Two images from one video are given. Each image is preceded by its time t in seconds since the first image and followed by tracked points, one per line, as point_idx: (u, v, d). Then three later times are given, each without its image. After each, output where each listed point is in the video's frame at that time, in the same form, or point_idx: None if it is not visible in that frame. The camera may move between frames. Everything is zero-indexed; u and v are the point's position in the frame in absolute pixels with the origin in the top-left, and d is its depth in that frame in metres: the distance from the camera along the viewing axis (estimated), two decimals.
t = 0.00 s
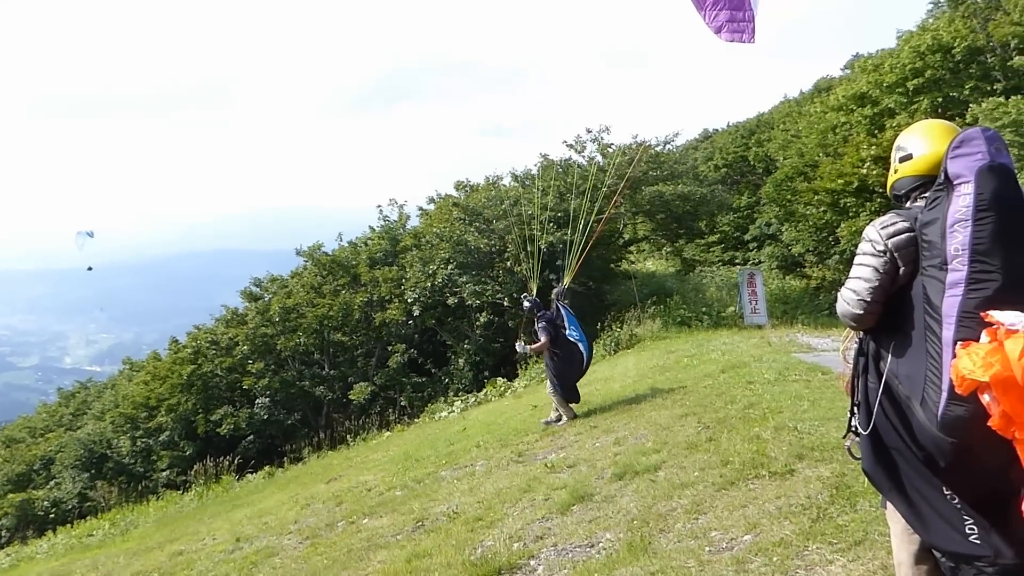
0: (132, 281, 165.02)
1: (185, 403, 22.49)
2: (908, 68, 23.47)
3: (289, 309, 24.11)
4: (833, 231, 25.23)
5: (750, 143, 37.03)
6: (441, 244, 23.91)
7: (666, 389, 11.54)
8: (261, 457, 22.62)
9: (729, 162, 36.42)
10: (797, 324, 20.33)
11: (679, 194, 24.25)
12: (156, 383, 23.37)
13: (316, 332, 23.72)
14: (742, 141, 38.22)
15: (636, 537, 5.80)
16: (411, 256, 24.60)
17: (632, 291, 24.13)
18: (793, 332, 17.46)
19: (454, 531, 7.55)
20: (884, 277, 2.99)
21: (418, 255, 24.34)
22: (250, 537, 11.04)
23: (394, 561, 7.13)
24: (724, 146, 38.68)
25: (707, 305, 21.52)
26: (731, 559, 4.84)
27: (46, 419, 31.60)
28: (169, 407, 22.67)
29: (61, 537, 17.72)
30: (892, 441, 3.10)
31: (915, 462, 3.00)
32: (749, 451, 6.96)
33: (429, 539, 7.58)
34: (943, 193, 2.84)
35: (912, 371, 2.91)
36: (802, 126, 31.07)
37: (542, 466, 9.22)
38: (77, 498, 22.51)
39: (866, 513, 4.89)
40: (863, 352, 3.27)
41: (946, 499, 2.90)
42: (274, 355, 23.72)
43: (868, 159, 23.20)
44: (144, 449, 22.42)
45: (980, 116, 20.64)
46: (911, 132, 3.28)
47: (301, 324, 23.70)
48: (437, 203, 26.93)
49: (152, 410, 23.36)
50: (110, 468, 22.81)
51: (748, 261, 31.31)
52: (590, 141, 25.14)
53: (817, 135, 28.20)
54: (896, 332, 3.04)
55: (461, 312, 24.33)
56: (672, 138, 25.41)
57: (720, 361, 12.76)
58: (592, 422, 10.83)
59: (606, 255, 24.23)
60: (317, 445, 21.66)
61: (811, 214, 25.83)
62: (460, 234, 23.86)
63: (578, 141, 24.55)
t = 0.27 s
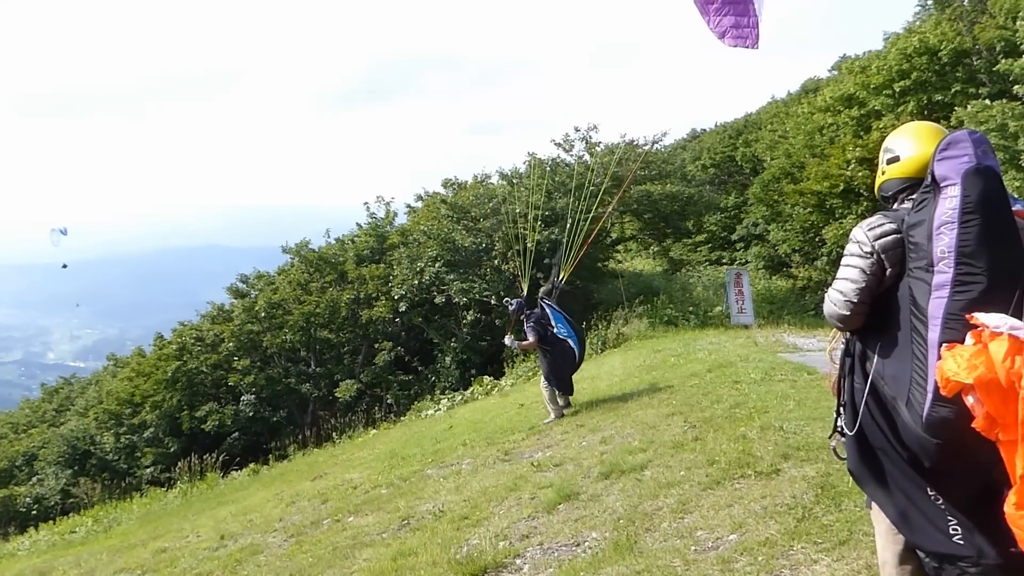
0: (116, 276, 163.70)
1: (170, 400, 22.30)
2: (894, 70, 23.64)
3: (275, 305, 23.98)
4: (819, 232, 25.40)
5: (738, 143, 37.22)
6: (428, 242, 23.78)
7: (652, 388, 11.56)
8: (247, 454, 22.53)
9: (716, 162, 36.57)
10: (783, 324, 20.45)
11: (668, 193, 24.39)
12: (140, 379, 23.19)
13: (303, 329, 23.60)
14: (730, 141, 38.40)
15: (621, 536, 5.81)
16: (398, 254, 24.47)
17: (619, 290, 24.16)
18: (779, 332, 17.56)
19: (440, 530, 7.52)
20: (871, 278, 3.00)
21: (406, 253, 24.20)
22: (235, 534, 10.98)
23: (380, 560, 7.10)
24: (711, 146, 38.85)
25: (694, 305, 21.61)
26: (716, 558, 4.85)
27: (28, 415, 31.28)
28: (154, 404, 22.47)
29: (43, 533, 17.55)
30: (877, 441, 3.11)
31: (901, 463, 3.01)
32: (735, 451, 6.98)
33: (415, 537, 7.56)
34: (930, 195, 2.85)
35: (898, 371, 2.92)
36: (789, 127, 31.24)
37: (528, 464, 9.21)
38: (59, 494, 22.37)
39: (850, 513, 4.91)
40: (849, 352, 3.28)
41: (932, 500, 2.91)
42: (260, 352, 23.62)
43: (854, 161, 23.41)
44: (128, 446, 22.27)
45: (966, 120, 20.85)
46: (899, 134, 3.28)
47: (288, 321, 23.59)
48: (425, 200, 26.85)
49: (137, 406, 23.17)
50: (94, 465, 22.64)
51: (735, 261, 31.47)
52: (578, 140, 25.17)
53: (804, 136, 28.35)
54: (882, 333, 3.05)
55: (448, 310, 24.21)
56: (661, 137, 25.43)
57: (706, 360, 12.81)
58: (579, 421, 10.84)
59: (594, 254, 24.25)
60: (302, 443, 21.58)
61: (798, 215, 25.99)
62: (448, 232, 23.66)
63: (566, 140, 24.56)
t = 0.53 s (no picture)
0: (106, 272, 162.81)
1: (160, 397, 22.25)
2: (887, 71, 23.73)
3: (267, 302, 23.91)
4: (811, 233, 25.51)
5: (731, 143, 37.34)
6: (421, 240, 23.73)
7: (644, 388, 11.58)
8: (237, 451, 22.48)
9: (709, 161, 36.66)
10: (774, 324, 20.54)
11: (660, 193, 24.52)
12: (130, 376, 23.06)
13: (295, 326, 23.54)
14: (723, 141, 38.52)
15: (613, 535, 5.81)
16: (390, 252, 24.39)
17: (611, 289, 24.19)
18: (771, 332, 17.62)
19: (432, 528, 7.52)
20: (862, 279, 3.00)
21: (398, 251, 24.14)
22: (225, 532, 10.93)
23: (371, 558, 7.09)
24: (704, 146, 38.96)
25: (686, 304, 21.67)
26: (707, 557, 4.86)
27: (17, 411, 31.09)
28: (144, 401, 22.36)
29: (33, 531, 17.45)
30: (867, 442, 3.11)
31: (891, 463, 3.01)
32: (726, 450, 7.00)
33: (407, 535, 7.55)
34: (921, 196, 2.85)
35: (889, 372, 2.93)
36: (781, 127, 31.35)
37: (520, 463, 9.22)
38: (49, 491, 22.24)
39: (841, 513, 4.92)
40: (840, 352, 3.28)
41: (921, 500, 2.92)
42: (252, 349, 23.56)
43: (845, 162, 23.56)
44: (118, 443, 22.19)
45: (956, 122, 20.96)
46: (890, 134, 3.29)
47: (280, 318, 23.52)
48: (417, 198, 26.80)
49: (127, 403, 23.05)
50: (83, 462, 22.52)
51: (727, 261, 31.57)
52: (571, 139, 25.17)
53: (796, 137, 28.44)
54: (872, 334, 3.06)
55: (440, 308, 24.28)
56: (654, 136, 25.44)
57: (698, 360, 12.85)
58: (570, 420, 10.86)
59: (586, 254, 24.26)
60: (294, 441, 21.54)
61: (790, 215, 26.08)
62: (440, 231, 23.55)
63: (559, 139, 24.56)
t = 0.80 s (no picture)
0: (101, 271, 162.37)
1: (155, 397, 22.20)
2: (881, 71, 23.77)
3: (262, 302, 23.87)
4: (806, 233, 25.57)
5: (726, 143, 37.39)
6: (416, 239, 23.70)
7: (640, 387, 11.59)
8: (233, 451, 22.45)
9: (705, 161, 36.71)
10: (770, 323, 20.59)
11: (655, 193, 24.59)
12: (125, 375, 23.00)
13: (290, 326, 23.53)
14: (718, 141, 38.58)
15: (608, 534, 5.81)
16: (386, 251, 24.35)
17: (607, 289, 24.22)
18: (766, 331, 17.65)
19: (427, 528, 7.52)
20: (856, 277, 3.01)
21: (393, 250, 24.12)
22: (220, 532, 10.91)
23: (366, 557, 7.09)
24: (699, 146, 39.02)
25: (682, 303, 21.71)
26: (703, 556, 4.87)
27: (12, 411, 30.99)
28: (139, 401, 22.33)
29: (27, 531, 17.39)
30: (862, 440, 3.11)
31: (886, 461, 3.02)
32: (722, 449, 7.01)
33: (402, 535, 7.55)
34: (914, 195, 2.86)
35: (882, 370, 2.93)
36: (777, 127, 31.40)
37: (515, 462, 9.22)
38: (43, 492, 22.23)
39: (836, 512, 4.93)
40: (835, 351, 3.29)
41: (915, 498, 2.92)
42: (247, 349, 23.51)
43: (839, 162, 23.65)
44: (113, 443, 22.15)
45: (951, 122, 21.03)
46: (884, 134, 3.29)
47: (275, 318, 23.49)
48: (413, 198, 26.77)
49: (122, 403, 22.99)
50: (78, 462, 22.46)
51: (723, 260, 31.62)
52: (566, 138, 25.17)
53: (792, 137, 28.49)
54: (866, 332, 3.06)
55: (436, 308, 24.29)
56: (650, 136, 25.44)
57: (693, 359, 12.87)
58: (566, 419, 10.86)
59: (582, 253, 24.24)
60: (289, 441, 21.53)
61: (785, 215, 26.14)
62: (436, 230, 23.50)
63: (554, 138, 24.56)
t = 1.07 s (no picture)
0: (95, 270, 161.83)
1: (150, 396, 22.19)
2: (876, 71, 23.83)
3: (257, 301, 23.83)
4: (801, 232, 25.63)
5: (722, 143, 37.45)
6: (411, 238, 23.67)
7: (635, 385, 11.60)
8: (227, 450, 22.40)
9: (700, 160, 36.76)
10: (764, 322, 20.62)
11: (650, 192, 24.66)
12: (120, 374, 22.92)
13: (285, 324, 23.49)
14: (714, 140, 38.63)
15: (603, 533, 5.82)
16: (381, 250, 24.31)
17: (602, 288, 24.24)
18: (761, 330, 17.68)
19: (422, 527, 7.51)
20: (850, 276, 3.02)
21: (388, 249, 24.10)
22: (215, 531, 10.89)
23: (361, 556, 7.08)
24: (694, 145, 39.07)
25: (677, 303, 21.75)
26: (697, 555, 4.87)
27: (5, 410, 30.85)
28: (134, 400, 22.29)
29: (21, 531, 17.32)
30: (856, 439, 3.12)
31: (880, 460, 3.02)
32: (716, 448, 7.02)
33: (397, 534, 7.54)
34: (908, 194, 2.87)
35: (877, 369, 2.94)
36: (772, 126, 31.46)
37: (510, 461, 9.22)
38: (37, 491, 22.08)
39: (830, 510, 4.93)
40: (829, 350, 3.29)
41: (909, 497, 2.93)
42: (242, 348, 23.45)
43: (834, 162, 23.71)
44: (107, 442, 22.11)
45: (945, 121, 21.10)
46: (878, 133, 3.30)
47: (270, 316, 23.44)
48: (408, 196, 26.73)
49: (116, 402, 22.93)
50: (72, 461, 22.38)
51: (718, 259, 31.66)
52: (562, 137, 25.16)
53: (787, 136, 28.52)
54: (860, 331, 3.07)
55: (431, 307, 24.32)
56: (645, 134, 25.43)
57: (688, 357, 12.88)
58: (561, 418, 10.87)
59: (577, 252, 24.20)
60: (284, 440, 21.51)
61: (779, 215, 26.21)
62: (430, 229, 23.44)
63: (549, 137, 24.56)
